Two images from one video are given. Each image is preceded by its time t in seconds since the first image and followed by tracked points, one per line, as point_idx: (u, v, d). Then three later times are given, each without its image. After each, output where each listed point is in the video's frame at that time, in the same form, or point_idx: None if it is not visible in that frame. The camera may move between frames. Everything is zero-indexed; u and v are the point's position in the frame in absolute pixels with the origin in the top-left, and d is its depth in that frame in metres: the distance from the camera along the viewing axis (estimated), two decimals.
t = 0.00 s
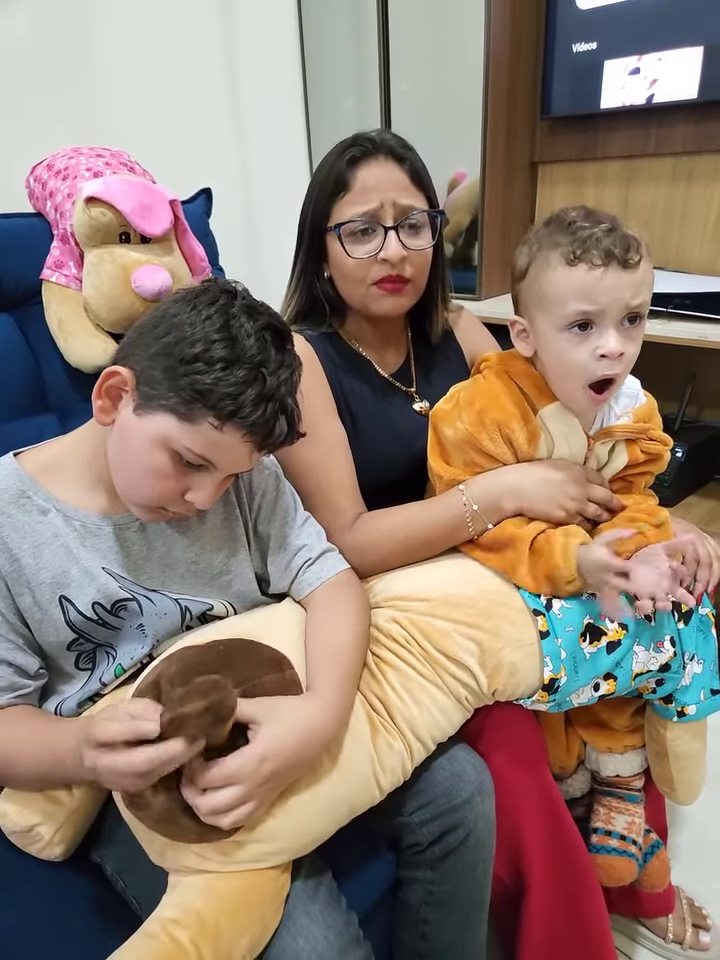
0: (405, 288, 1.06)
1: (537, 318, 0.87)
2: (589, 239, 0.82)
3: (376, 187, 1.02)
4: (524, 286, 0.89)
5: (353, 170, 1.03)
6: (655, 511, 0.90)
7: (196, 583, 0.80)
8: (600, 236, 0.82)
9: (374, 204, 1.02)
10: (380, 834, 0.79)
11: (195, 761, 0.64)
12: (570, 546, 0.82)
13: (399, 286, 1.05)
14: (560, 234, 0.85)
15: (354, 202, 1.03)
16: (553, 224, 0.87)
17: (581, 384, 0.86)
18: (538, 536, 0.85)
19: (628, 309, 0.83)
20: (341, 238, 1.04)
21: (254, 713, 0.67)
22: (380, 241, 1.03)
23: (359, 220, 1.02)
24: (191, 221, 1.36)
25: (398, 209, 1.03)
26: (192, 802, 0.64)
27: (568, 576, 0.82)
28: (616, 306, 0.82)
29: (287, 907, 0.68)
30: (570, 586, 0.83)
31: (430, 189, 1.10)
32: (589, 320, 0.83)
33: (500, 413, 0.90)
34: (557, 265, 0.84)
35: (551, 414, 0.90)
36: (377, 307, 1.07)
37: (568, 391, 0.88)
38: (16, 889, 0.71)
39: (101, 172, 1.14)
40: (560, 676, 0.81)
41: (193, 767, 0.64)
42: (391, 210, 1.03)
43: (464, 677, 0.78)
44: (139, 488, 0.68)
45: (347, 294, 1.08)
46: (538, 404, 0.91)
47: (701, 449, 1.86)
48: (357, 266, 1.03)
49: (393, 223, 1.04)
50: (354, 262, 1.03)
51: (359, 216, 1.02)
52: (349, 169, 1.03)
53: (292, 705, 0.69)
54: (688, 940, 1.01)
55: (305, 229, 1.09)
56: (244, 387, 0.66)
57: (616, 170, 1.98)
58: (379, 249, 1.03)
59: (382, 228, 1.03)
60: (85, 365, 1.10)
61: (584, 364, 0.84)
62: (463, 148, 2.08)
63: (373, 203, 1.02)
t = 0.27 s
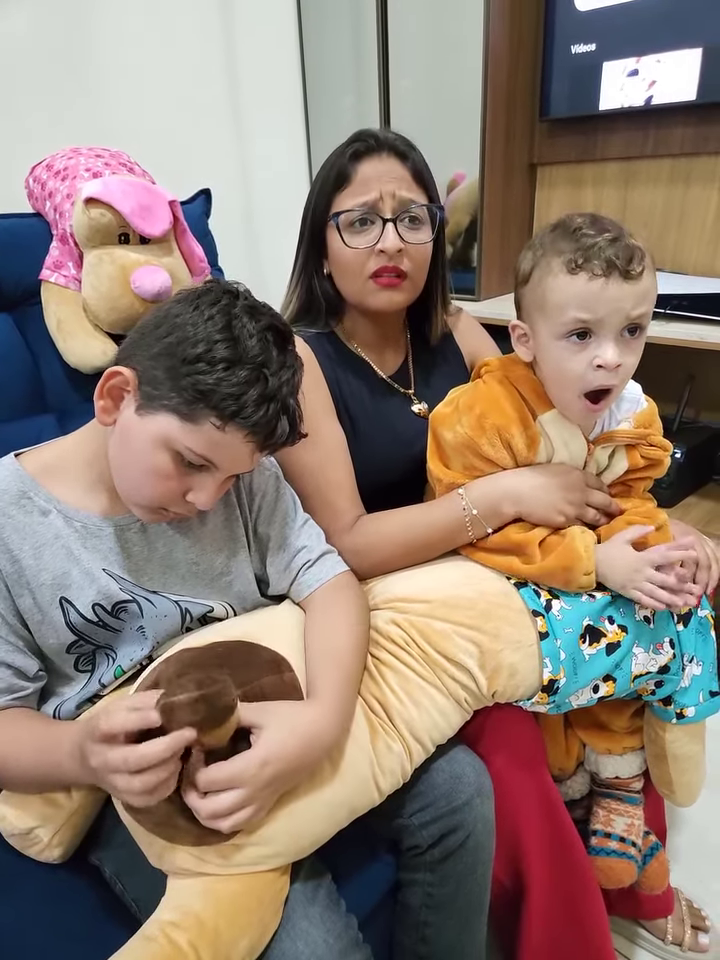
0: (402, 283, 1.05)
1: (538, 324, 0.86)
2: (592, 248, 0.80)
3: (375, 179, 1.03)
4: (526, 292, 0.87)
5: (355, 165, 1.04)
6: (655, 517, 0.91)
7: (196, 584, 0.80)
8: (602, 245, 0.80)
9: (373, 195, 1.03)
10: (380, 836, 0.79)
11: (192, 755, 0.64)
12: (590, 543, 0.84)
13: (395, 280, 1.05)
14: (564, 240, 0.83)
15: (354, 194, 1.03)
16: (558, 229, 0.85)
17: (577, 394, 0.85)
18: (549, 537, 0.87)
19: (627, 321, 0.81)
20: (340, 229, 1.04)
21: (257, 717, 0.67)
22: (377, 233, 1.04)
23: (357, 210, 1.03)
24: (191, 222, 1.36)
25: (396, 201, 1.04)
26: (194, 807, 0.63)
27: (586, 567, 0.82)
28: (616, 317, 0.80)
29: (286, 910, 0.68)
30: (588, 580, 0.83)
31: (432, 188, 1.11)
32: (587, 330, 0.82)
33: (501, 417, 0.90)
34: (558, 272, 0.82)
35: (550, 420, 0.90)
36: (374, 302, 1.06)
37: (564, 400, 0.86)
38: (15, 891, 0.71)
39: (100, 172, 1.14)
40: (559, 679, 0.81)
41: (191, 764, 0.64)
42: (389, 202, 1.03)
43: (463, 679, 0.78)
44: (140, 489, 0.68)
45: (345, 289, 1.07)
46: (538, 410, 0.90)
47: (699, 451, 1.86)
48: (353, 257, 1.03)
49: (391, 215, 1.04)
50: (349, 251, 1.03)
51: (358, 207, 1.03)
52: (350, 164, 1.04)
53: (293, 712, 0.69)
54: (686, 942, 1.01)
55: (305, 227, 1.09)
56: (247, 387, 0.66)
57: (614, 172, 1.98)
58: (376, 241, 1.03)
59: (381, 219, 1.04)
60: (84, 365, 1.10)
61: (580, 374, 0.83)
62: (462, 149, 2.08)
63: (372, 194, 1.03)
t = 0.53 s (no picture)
0: (399, 276, 1.05)
1: (540, 328, 0.85)
2: (596, 252, 0.80)
3: (373, 173, 1.04)
4: (530, 295, 0.86)
5: (353, 160, 1.05)
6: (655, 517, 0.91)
7: (195, 584, 0.80)
8: (607, 250, 0.80)
9: (370, 188, 1.03)
10: (379, 837, 0.79)
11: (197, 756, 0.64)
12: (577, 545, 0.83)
13: (393, 272, 1.05)
14: (568, 244, 0.83)
15: (352, 187, 1.04)
16: (562, 232, 0.84)
17: (578, 397, 0.84)
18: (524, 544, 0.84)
19: (631, 325, 0.81)
20: (337, 221, 1.05)
21: (261, 722, 0.67)
22: (375, 224, 1.04)
23: (354, 202, 1.04)
24: (188, 223, 1.36)
25: (394, 194, 1.04)
26: (195, 811, 0.63)
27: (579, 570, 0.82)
28: (620, 322, 0.80)
29: (285, 912, 0.68)
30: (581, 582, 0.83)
31: (429, 185, 1.11)
32: (591, 334, 0.81)
33: (500, 421, 0.89)
34: (562, 276, 0.81)
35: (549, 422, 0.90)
36: (372, 295, 1.05)
37: (566, 403, 0.86)
38: (13, 893, 0.71)
39: (98, 173, 1.14)
40: (557, 680, 0.82)
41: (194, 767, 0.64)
42: (387, 195, 1.04)
43: (462, 679, 0.78)
44: (139, 489, 0.68)
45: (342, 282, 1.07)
46: (537, 414, 0.89)
47: (698, 450, 1.86)
48: (350, 248, 1.03)
49: (389, 208, 1.04)
50: (346, 242, 1.04)
51: (356, 199, 1.04)
52: (348, 159, 1.05)
53: (293, 714, 0.69)
54: (687, 941, 1.01)
55: (304, 222, 1.10)
56: (243, 386, 0.66)
57: (612, 171, 1.98)
58: (374, 233, 1.03)
59: (378, 211, 1.04)
60: (82, 366, 1.10)
61: (582, 378, 0.83)
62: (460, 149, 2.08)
63: (369, 187, 1.04)
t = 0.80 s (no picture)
0: (397, 281, 1.05)
1: (540, 333, 0.84)
2: (597, 258, 0.79)
3: (375, 177, 1.04)
4: (529, 300, 0.85)
5: (354, 162, 1.05)
6: (653, 519, 0.91)
7: (193, 584, 0.80)
8: (608, 256, 0.79)
9: (371, 191, 1.03)
10: (377, 837, 0.79)
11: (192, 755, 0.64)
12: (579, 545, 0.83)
13: (392, 276, 1.05)
14: (569, 250, 0.82)
15: (352, 190, 1.04)
16: (565, 237, 0.83)
17: (575, 403, 0.84)
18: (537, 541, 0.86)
19: (630, 333, 0.80)
20: (338, 224, 1.05)
21: (258, 723, 0.67)
22: (375, 229, 1.04)
23: (355, 207, 1.04)
24: (187, 223, 1.36)
25: (394, 199, 1.04)
26: (194, 811, 0.63)
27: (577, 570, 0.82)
28: (619, 330, 0.79)
29: (283, 913, 0.68)
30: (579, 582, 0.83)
31: (429, 188, 1.11)
32: (589, 341, 0.80)
33: (501, 425, 0.88)
34: (562, 282, 0.80)
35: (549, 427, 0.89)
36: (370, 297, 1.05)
37: (563, 409, 0.86)
38: (11, 894, 0.71)
39: (97, 174, 1.14)
40: (556, 680, 0.81)
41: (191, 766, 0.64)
42: (387, 199, 1.04)
43: (461, 681, 0.78)
44: (135, 485, 0.68)
45: (341, 282, 1.07)
46: (537, 418, 0.89)
47: (697, 451, 1.86)
48: (350, 251, 1.03)
49: (389, 212, 1.04)
50: (346, 245, 1.04)
51: (356, 203, 1.04)
52: (350, 161, 1.05)
53: (292, 714, 0.69)
54: (685, 942, 1.01)
55: (305, 221, 1.10)
56: (234, 376, 0.65)
57: (611, 173, 1.99)
58: (374, 237, 1.03)
59: (378, 216, 1.04)
60: (80, 367, 1.10)
61: (580, 384, 0.82)
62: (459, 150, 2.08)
63: (370, 191, 1.04)
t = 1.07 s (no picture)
0: (401, 290, 1.06)
1: (543, 337, 0.84)
2: (605, 264, 0.78)
3: (383, 184, 1.03)
4: (533, 303, 0.85)
5: (363, 167, 1.03)
6: (653, 520, 0.91)
7: (191, 584, 0.80)
8: (615, 263, 0.78)
9: (380, 199, 1.02)
10: (376, 838, 0.79)
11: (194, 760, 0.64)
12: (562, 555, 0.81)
13: (397, 286, 1.05)
14: (575, 255, 0.81)
15: (360, 197, 1.03)
16: (571, 241, 0.83)
17: (577, 407, 0.84)
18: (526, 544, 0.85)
19: (636, 339, 0.80)
20: (345, 231, 1.05)
21: (260, 725, 0.67)
22: (382, 238, 1.04)
23: (362, 213, 1.03)
24: (187, 224, 1.36)
25: (402, 206, 1.04)
26: (194, 813, 0.63)
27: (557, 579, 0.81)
28: (625, 337, 0.79)
29: (282, 914, 0.68)
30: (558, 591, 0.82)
31: (436, 190, 1.10)
32: (595, 346, 0.80)
33: (500, 426, 0.88)
34: (569, 286, 0.80)
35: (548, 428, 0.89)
36: (373, 304, 1.06)
37: (565, 413, 0.85)
38: (10, 895, 0.71)
39: (96, 174, 1.14)
40: (556, 681, 0.81)
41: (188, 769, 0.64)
42: (396, 207, 1.03)
43: (460, 682, 0.78)
44: (129, 484, 0.68)
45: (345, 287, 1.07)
46: (537, 419, 0.89)
47: (697, 451, 1.86)
48: (355, 260, 1.03)
49: (397, 221, 1.04)
50: (351, 253, 1.04)
51: (364, 210, 1.03)
52: (359, 166, 1.03)
53: (291, 715, 0.68)
54: (684, 943, 1.01)
55: (312, 220, 1.09)
56: (228, 374, 0.65)
57: (611, 173, 1.98)
58: (379, 247, 1.03)
59: (385, 225, 1.04)
60: (80, 367, 1.10)
61: (583, 389, 0.82)
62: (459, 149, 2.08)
63: (379, 198, 1.02)
